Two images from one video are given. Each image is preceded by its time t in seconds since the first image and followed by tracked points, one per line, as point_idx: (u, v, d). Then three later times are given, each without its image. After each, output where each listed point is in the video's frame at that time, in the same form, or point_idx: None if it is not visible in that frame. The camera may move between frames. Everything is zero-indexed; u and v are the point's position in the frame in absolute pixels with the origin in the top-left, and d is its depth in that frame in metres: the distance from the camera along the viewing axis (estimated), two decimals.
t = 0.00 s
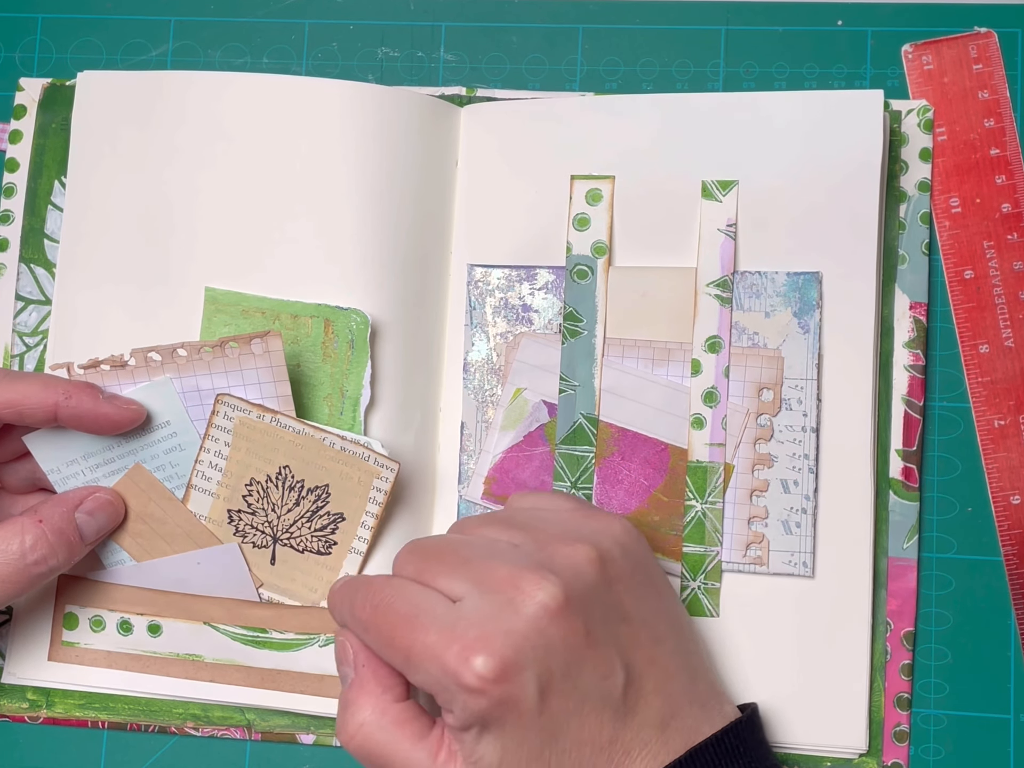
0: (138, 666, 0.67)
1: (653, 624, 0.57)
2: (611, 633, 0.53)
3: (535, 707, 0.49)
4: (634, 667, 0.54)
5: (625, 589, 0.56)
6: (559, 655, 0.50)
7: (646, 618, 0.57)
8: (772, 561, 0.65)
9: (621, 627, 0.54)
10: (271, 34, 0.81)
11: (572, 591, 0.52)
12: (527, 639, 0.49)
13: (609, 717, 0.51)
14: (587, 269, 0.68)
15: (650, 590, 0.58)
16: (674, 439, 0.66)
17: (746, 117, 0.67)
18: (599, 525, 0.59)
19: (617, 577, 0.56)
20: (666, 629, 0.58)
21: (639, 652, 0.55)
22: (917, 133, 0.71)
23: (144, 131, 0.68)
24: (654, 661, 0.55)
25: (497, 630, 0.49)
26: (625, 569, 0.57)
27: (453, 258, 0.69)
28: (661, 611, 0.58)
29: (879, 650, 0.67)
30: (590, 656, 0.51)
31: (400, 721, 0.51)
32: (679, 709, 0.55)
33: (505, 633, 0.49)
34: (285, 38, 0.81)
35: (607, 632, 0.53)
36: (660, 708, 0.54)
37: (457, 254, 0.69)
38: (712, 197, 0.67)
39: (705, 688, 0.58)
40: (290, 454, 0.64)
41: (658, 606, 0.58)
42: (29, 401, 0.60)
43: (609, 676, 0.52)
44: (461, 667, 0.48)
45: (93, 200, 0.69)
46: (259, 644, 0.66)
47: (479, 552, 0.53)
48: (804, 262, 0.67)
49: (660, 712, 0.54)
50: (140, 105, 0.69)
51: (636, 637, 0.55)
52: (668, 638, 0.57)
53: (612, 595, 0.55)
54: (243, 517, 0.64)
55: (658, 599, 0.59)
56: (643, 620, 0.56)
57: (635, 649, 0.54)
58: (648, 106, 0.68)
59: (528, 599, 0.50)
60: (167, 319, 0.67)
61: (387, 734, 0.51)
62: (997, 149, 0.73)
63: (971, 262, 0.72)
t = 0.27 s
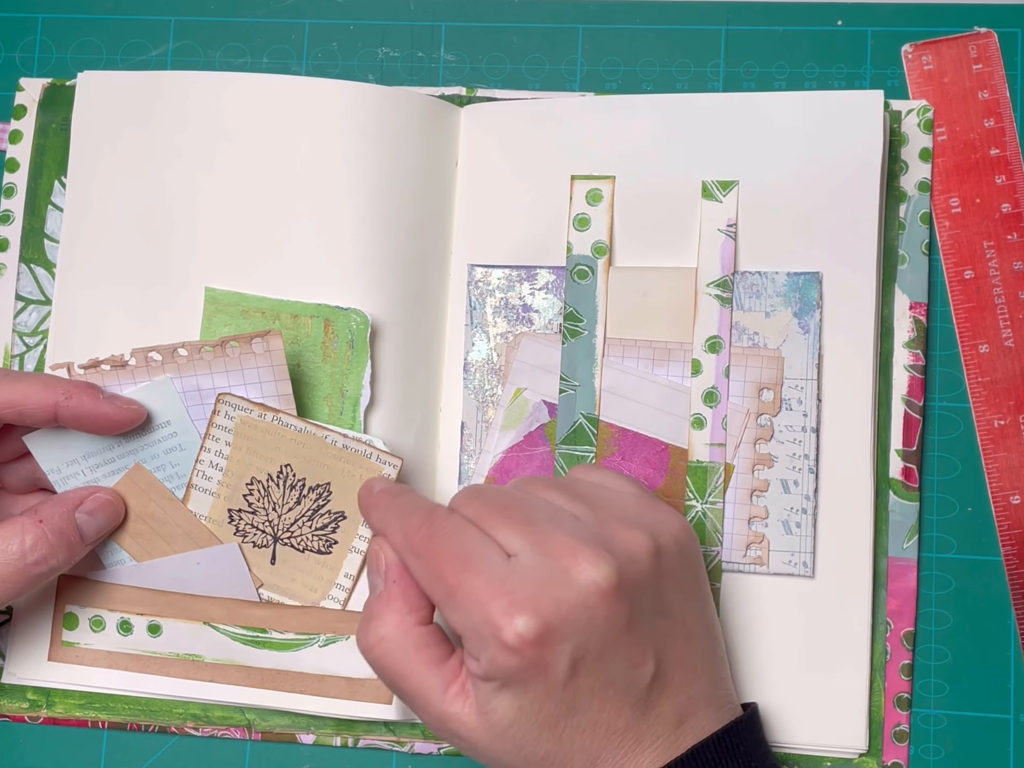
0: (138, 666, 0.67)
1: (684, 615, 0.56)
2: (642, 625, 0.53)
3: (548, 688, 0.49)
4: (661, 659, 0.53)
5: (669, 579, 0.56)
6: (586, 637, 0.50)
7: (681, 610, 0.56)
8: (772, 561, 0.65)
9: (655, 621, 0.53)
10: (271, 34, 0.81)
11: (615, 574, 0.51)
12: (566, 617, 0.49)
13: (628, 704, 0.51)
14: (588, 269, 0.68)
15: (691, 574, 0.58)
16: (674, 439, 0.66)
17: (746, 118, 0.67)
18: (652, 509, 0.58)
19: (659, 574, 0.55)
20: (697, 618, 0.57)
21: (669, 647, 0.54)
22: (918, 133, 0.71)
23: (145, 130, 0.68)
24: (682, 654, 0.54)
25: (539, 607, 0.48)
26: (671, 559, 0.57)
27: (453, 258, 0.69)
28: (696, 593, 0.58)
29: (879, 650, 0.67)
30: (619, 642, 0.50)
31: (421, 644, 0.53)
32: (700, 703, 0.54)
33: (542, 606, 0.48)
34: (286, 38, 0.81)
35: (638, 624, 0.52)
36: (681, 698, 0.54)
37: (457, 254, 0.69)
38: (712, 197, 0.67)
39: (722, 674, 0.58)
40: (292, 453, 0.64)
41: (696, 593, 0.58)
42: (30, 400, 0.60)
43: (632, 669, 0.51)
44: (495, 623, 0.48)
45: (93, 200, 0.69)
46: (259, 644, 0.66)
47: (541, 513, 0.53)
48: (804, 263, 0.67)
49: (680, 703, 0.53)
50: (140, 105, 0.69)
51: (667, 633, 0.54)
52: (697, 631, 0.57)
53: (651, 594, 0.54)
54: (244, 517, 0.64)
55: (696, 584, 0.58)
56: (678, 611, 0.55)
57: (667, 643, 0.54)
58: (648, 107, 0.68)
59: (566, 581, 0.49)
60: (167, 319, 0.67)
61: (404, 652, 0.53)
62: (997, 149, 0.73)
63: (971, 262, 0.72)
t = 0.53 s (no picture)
0: (137, 666, 0.67)
1: (676, 614, 0.56)
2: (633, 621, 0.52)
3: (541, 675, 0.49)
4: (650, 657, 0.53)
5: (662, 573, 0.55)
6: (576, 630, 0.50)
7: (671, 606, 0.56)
8: (772, 561, 0.65)
9: (646, 619, 0.53)
10: (271, 34, 0.81)
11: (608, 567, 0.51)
12: (553, 605, 0.49)
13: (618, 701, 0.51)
14: (588, 269, 0.68)
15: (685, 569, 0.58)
16: (674, 439, 0.66)
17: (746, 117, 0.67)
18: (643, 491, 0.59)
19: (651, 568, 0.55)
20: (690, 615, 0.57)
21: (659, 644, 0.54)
22: (917, 133, 0.71)
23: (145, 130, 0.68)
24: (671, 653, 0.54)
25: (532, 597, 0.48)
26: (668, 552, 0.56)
27: (453, 258, 0.69)
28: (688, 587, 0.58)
29: (879, 650, 0.67)
30: (609, 634, 0.51)
31: (414, 629, 0.53)
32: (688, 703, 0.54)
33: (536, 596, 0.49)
34: (286, 38, 0.81)
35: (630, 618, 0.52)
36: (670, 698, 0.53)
37: (457, 254, 0.69)
38: (712, 197, 0.67)
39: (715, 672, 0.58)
40: (293, 452, 0.64)
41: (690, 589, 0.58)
42: (30, 401, 0.60)
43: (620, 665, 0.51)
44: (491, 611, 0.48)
45: (93, 200, 0.69)
46: (259, 644, 0.66)
47: (531, 494, 0.53)
48: (804, 263, 0.67)
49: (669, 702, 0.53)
50: (140, 105, 0.69)
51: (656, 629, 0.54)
52: (689, 629, 0.57)
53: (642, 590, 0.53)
54: (244, 517, 0.64)
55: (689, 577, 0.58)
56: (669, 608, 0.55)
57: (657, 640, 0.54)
58: (648, 107, 0.68)
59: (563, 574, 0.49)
60: (167, 319, 0.67)
61: (399, 636, 0.53)
62: (997, 149, 0.73)
63: (971, 262, 0.72)
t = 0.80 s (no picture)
0: (137, 666, 0.67)
1: (636, 610, 0.58)
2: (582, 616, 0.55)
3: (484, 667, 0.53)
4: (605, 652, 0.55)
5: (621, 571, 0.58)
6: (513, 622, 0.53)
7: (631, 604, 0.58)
8: (772, 561, 0.65)
9: (597, 616, 0.56)
10: (271, 33, 0.81)
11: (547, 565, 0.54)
12: (485, 601, 0.53)
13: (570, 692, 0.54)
14: (587, 269, 0.68)
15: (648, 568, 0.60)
16: (674, 439, 0.66)
17: (746, 117, 0.67)
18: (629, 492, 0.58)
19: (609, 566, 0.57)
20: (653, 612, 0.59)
21: (616, 641, 0.56)
22: (917, 133, 0.71)
23: (145, 130, 0.68)
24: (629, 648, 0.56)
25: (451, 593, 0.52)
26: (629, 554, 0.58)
27: (453, 258, 0.69)
28: (650, 586, 0.60)
29: (879, 650, 0.67)
30: (548, 626, 0.54)
31: (382, 645, 0.56)
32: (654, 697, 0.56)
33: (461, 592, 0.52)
34: (286, 38, 0.81)
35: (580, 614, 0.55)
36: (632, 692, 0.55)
37: (457, 254, 0.69)
38: (712, 197, 0.67)
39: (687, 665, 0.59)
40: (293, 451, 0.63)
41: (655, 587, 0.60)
42: (30, 401, 0.60)
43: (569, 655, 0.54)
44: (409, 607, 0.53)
45: (93, 200, 0.69)
46: (259, 644, 0.66)
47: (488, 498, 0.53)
48: (804, 263, 0.67)
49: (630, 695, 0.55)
50: (139, 105, 0.69)
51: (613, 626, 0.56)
52: (652, 626, 0.58)
53: (595, 589, 0.56)
54: (245, 517, 0.64)
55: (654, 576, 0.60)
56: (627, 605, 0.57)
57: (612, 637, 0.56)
58: (648, 107, 0.68)
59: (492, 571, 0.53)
60: (167, 319, 0.67)
61: (366, 653, 0.56)
62: (997, 149, 0.73)
63: (971, 262, 0.72)
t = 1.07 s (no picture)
0: (137, 666, 0.67)
1: (619, 621, 0.58)
2: (563, 627, 0.55)
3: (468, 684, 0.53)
4: (588, 665, 0.55)
5: (601, 581, 0.57)
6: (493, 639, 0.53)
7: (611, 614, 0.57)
8: (772, 561, 0.65)
9: (577, 629, 0.56)
10: (271, 33, 0.81)
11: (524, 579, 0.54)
12: (463, 627, 0.53)
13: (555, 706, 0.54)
14: (587, 269, 0.68)
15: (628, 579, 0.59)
16: (674, 439, 0.66)
17: (746, 117, 0.67)
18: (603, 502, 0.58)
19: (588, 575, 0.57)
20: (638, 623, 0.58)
21: (600, 653, 0.56)
22: (917, 133, 0.71)
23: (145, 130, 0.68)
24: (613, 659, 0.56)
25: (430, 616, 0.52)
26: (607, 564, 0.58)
27: (453, 258, 0.69)
28: (629, 592, 0.59)
29: (879, 650, 0.67)
30: (529, 643, 0.54)
31: (373, 680, 0.56)
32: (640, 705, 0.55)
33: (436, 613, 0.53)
34: (285, 38, 0.81)
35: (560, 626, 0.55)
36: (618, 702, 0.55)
37: (457, 254, 0.69)
38: (712, 197, 0.67)
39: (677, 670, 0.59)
40: (289, 454, 0.63)
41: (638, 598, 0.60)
42: (30, 401, 0.60)
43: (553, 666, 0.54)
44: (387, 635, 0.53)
45: (93, 200, 0.69)
46: (259, 644, 0.66)
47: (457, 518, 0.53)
48: (804, 263, 0.67)
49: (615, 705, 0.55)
50: (140, 105, 0.69)
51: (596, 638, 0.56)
52: (638, 636, 0.58)
53: (573, 602, 0.56)
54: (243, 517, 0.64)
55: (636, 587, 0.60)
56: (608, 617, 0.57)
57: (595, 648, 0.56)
58: (648, 107, 0.68)
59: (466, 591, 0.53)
60: (166, 319, 0.67)
61: (358, 690, 0.55)
62: (997, 149, 0.73)
63: (971, 262, 0.72)
